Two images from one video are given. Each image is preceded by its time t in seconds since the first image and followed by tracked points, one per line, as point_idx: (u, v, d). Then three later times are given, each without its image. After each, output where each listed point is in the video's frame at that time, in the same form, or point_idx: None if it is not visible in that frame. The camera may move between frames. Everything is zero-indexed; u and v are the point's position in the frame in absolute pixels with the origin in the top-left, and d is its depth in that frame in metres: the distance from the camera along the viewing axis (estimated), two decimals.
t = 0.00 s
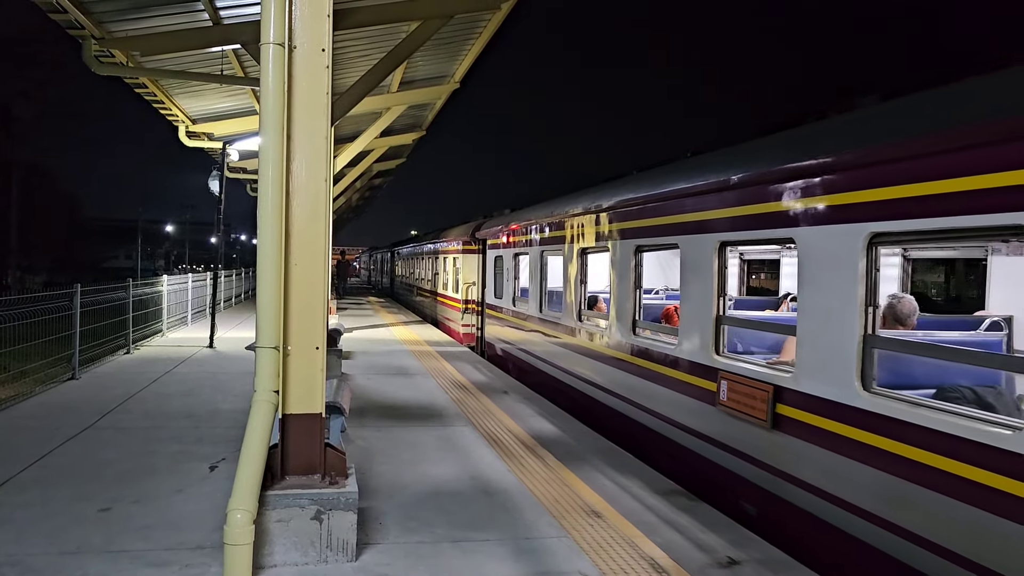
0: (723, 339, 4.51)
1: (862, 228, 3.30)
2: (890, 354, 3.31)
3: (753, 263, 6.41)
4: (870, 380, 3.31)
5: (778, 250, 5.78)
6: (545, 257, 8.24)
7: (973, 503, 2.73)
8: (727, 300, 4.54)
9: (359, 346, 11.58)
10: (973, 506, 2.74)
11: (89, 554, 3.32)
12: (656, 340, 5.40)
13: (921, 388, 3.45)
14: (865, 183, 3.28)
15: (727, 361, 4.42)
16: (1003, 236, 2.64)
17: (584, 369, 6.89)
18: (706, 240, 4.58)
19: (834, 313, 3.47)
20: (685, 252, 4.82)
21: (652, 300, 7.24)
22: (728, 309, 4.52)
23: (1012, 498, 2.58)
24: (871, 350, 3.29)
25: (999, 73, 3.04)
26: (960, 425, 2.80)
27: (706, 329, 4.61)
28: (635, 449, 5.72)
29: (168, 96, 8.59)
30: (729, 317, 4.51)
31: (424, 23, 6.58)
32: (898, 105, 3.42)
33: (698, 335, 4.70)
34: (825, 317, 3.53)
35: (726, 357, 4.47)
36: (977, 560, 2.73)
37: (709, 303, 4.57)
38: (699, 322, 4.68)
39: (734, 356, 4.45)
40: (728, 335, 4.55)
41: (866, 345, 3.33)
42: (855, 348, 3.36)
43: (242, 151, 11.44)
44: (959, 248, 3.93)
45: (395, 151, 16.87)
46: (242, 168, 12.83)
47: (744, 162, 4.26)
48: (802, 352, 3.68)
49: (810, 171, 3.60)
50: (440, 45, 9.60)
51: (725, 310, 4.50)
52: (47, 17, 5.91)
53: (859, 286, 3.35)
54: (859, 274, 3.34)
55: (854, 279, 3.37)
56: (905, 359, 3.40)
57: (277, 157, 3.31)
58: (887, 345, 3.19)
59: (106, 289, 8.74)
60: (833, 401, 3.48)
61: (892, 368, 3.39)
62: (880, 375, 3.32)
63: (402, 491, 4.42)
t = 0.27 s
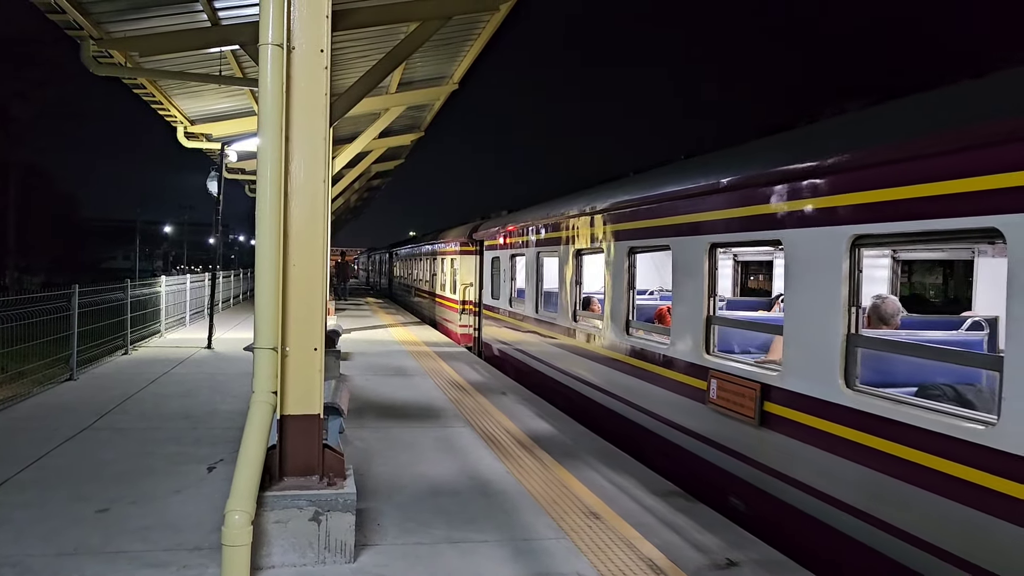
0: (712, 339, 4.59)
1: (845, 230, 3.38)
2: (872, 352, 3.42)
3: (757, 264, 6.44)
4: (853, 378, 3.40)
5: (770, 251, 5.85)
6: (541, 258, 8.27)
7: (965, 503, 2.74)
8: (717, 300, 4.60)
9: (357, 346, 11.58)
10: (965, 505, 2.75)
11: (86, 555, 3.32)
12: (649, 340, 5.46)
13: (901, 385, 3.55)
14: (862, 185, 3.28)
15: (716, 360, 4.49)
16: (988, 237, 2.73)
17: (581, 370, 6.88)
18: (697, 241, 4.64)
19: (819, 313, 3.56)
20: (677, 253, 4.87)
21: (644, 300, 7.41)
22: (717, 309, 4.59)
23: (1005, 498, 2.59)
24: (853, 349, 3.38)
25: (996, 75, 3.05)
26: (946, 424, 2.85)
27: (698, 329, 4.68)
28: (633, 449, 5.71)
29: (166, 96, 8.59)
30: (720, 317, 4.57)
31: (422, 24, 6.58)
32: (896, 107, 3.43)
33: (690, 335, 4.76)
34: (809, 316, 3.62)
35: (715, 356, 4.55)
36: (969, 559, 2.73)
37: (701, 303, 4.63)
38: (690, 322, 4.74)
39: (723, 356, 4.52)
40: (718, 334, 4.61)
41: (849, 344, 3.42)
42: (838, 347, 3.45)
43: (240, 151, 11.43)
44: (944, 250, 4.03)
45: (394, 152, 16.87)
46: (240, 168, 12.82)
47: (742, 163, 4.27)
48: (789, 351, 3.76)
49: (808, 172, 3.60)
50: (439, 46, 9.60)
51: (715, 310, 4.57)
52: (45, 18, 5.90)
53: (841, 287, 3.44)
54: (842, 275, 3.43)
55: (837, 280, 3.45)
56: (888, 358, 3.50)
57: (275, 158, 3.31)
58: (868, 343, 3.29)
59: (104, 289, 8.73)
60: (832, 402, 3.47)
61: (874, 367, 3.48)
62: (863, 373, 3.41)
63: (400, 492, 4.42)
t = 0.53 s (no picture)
0: (703, 338, 4.62)
1: (828, 232, 3.45)
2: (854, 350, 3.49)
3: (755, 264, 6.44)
4: (836, 375, 3.46)
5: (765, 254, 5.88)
6: (536, 259, 8.29)
7: (961, 503, 2.74)
8: (707, 300, 4.64)
9: (355, 347, 11.59)
10: (960, 505, 2.74)
11: (83, 556, 3.31)
12: (641, 340, 5.50)
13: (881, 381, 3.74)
14: (857, 186, 3.27)
15: (705, 359, 4.54)
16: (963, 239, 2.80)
17: (578, 370, 6.88)
18: (688, 242, 4.68)
19: (804, 313, 3.63)
20: (669, 254, 4.91)
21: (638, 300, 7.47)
22: (708, 309, 4.62)
23: (1001, 499, 2.59)
24: (837, 347, 3.44)
25: (993, 77, 3.05)
26: (923, 420, 2.91)
27: (688, 328, 4.72)
28: (630, 450, 5.70)
29: (164, 97, 8.58)
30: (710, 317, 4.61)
31: (420, 25, 6.58)
32: (893, 109, 3.44)
33: (681, 335, 4.80)
34: (795, 315, 3.69)
35: (705, 355, 4.59)
36: (965, 559, 2.73)
37: (690, 303, 4.67)
38: (682, 322, 4.78)
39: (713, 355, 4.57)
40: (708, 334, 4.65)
41: (832, 342, 3.48)
42: (822, 345, 3.51)
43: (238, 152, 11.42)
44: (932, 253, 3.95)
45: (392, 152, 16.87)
46: (239, 169, 12.81)
47: (739, 165, 4.27)
48: (776, 350, 3.82)
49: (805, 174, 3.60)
50: (437, 47, 9.60)
51: (705, 310, 4.61)
52: (43, 18, 5.90)
53: (825, 287, 3.50)
54: (825, 275, 3.49)
55: (822, 280, 3.51)
56: (868, 356, 3.70)
57: (273, 158, 3.30)
58: (850, 342, 3.35)
59: (102, 290, 8.72)
60: (826, 402, 3.46)
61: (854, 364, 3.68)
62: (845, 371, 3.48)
63: (399, 493, 4.42)
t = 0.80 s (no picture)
0: (694, 336, 4.73)
1: (812, 234, 3.56)
2: (838, 348, 3.58)
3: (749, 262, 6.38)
4: (820, 372, 3.55)
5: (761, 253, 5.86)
6: (532, 259, 8.33)
7: (958, 502, 2.74)
8: (698, 300, 4.76)
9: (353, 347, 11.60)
10: (956, 504, 2.75)
11: (80, 558, 3.30)
12: (634, 339, 5.59)
13: (864, 380, 3.75)
14: (858, 186, 3.27)
15: (695, 357, 4.66)
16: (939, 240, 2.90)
17: (575, 370, 6.88)
18: (680, 243, 4.80)
19: (789, 313, 3.73)
20: (661, 254, 5.02)
21: (631, 300, 7.48)
22: (698, 309, 4.74)
23: (997, 500, 2.59)
24: (821, 345, 3.54)
25: (991, 78, 3.06)
26: (902, 415, 3.00)
27: (679, 327, 4.84)
28: (628, 451, 5.71)
29: (163, 97, 8.57)
30: (701, 316, 4.74)
31: (419, 26, 6.59)
32: (891, 110, 3.44)
33: (673, 335, 4.91)
34: (780, 315, 3.78)
35: (696, 354, 4.69)
36: (962, 559, 2.73)
37: (682, 303, 4.79)
38: (673, 322, 4.90)
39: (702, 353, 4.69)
40: (698, 333, 4.77)
41: (817, 341, 3.58)
42: (807, 343, 3.60)
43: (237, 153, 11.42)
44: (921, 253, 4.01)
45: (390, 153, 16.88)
46: (237, 170, 12.80)
47: (736, 165, 4.28)
48: (764, 348, 3.91)
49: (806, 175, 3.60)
50: (436, 48, 9.60)
51: (696, 310, 4.73)
52: (41, 18, 5.89)
53: (809, 288, 3.60)
54: (810, 276, 3.59)
55: (806, 281, 3.62)
56: (849, 352, 3.71)
57: (271, 158, 3.30)
58: (833, 341, 3.45)
59: (99, 291, 8.71)
60: (824, 402, 3.47)
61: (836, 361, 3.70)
62: (829, 368, 3.57)
63: (398, 493, 4.41)
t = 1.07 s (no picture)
0: (684, 336, 4.81)
1: (796, 235, 3.66)
2: (822, 347, 3.68)
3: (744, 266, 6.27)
4: (805, 370, 3.65)
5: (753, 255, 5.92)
6: (528, 260, 8.36)
7: (956, 503, 2.74)
8: (688, 299, 4.83)
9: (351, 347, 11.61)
10: (955, 505, 2.75)
11: (78, 559, 3.29)
12: (628, 338, 5.65)
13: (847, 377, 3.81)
14: (857, 187, 3.27)
15: (686, 355, 4.75)
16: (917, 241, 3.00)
17: (572, 370, 6.88)
18: (671, 243, 4.87)
19: (775, 313, 3.82)
20: (653, 255, 5.10)
21: (625, 300, 7.51)
22: (689, 308, 4.80)
23: (996, 500, 2.59)
24: (805, 343, 3.63)
25: (989, 79, 3.07)
26: (891, 413, 3.04)
27: (670, 326, 4.91)
28: (626, 451, 5.70)
29: (161, 97, 8.57)
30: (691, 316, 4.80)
31: (417, 27, 6.59)
32: (888, 111, 3.45)
33: (664, 334, 4.99)
34: (766, 314, 3.88)
35: (686, 352, 4.78)
36: (960, 559, 2.73)
37: (672, 302, 4.85)
38: (664, 321, 4.97)
39: (693, 351, 4.78)
40: (689, 331, 4.85)
41: (802, 339, 3.67)
42: (792, 341, 3.70)
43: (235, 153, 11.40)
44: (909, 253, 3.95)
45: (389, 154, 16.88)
46: (235, 170, 12.80)
47: (734, 166, 4.28)
48: (752, 346, 3.98)
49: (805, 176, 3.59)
50: (435, 48, 9.60)
51: (686, 309, 4.79)
52: (40, 19, 5.88)
53: (794, 286, 3.70)
54: (796, 276, 3.68)
55: (790, 280, 3.71)
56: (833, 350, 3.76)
57: (270, 159, 3.30)
58: (817, 339, 3.55)
59: (98, 291, 8.70)
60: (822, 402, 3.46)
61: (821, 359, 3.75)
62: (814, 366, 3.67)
63: (395, 494, 4.41)
